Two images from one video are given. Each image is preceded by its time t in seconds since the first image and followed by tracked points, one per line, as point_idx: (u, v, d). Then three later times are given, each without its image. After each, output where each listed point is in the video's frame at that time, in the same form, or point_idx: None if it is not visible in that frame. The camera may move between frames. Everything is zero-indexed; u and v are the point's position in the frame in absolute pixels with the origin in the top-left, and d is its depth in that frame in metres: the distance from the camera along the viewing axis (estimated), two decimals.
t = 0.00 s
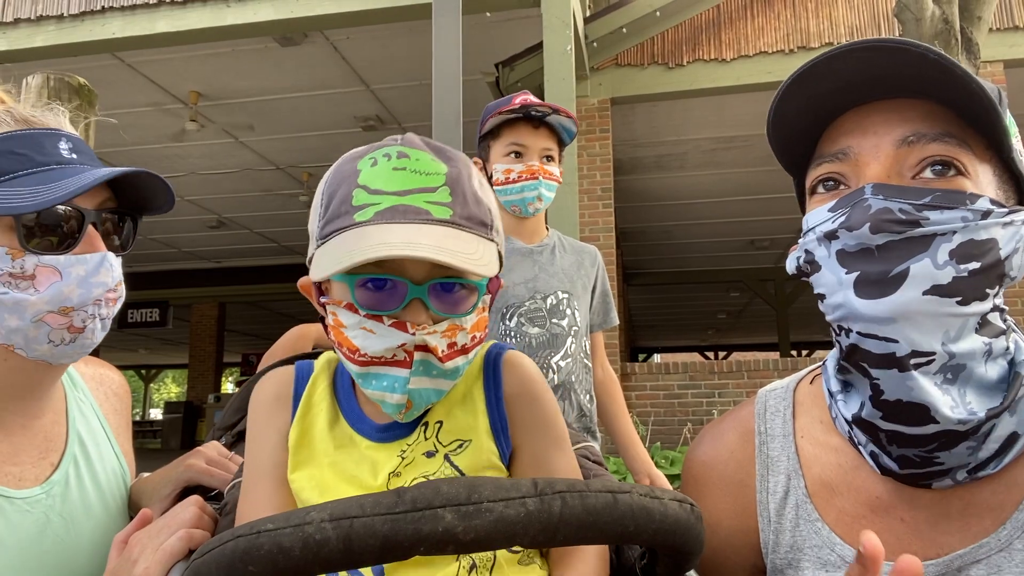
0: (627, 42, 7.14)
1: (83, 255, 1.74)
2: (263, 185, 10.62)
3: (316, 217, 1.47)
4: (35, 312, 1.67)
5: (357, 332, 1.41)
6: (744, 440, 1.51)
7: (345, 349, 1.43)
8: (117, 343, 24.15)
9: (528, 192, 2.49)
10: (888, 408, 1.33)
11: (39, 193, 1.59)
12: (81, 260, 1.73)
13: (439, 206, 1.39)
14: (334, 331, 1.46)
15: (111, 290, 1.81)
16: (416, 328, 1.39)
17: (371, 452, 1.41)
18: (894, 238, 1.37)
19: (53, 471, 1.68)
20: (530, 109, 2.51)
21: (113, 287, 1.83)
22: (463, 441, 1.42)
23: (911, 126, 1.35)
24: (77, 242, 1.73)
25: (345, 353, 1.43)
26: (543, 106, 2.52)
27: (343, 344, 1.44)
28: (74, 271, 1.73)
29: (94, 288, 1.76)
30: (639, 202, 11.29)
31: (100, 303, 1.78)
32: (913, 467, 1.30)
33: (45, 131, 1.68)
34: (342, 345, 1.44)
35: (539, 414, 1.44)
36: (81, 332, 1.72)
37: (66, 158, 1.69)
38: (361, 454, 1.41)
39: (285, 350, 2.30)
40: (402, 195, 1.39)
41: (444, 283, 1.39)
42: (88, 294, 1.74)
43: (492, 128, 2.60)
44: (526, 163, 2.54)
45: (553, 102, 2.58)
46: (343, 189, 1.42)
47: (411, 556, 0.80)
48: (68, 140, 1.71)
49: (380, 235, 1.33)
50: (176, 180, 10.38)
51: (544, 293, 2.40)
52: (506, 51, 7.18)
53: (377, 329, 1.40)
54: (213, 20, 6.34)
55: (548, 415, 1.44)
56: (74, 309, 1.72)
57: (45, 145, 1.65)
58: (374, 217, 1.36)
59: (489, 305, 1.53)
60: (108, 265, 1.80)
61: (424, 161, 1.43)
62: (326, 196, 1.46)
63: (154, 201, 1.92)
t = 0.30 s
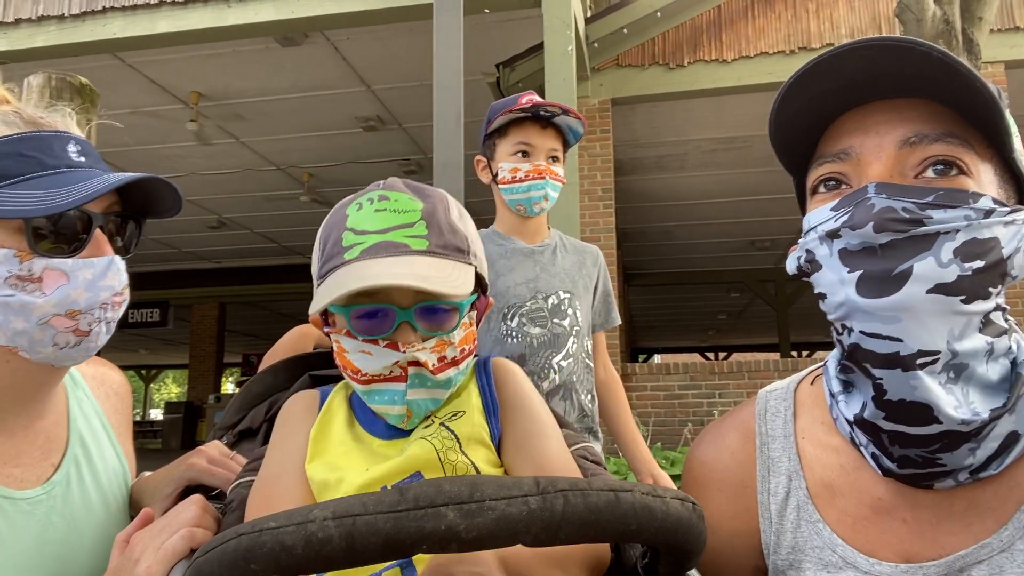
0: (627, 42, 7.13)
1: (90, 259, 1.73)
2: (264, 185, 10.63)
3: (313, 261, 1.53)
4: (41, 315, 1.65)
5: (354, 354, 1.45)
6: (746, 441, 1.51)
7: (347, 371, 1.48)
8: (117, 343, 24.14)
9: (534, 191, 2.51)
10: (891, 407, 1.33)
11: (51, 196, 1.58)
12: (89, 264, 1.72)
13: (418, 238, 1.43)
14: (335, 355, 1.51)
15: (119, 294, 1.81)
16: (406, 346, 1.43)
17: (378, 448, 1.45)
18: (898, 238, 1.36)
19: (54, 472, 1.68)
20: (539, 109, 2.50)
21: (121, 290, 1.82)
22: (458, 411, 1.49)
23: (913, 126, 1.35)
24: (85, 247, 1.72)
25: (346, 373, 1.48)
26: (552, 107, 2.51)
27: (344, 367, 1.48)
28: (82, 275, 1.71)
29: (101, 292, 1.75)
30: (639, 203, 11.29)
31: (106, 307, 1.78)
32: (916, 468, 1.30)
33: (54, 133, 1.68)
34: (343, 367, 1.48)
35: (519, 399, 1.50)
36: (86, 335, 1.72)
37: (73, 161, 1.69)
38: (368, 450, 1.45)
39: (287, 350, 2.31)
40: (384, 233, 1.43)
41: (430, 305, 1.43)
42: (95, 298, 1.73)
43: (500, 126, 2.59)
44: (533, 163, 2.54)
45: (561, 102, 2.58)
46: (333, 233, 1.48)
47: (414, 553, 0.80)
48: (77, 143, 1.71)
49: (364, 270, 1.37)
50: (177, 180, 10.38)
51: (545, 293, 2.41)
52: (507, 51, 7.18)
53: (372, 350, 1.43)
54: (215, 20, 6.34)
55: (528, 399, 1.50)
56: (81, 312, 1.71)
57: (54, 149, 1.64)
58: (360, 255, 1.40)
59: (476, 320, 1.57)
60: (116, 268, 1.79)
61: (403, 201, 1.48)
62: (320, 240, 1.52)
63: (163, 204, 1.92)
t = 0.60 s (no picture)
0: (627, 42, 7.12)
1: (90, 268, 1.73)
2: (264, 185, 10.63)
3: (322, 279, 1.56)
4: (39, 323, 1.66)
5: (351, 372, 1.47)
6: (745, 441, 1.51)
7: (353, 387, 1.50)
8: (117, 342, 24.13)
9: (536, 192, 2.50)
10: (887, 412, 1.33)
11: (53, 206, 1.58)
12: (89, 274, 1.72)
13: (391, 255, 1.40)
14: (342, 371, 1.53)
15: (117, 303, 1.80)
16: (391, 363, 1.44)
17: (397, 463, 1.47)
18: (890, 241, 1.37)
19: (51, 473, 1.68)
20: (541, 109, 2.51)
21: (119, 300, 1.82)
22: (478, 432, 1.47)
23: (907, 129, 1.35)
24: (85, 255, 1.72)
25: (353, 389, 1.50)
26: (556, 108, 2.53)
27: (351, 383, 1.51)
28: (81, 284, 1.71)
29: (100, 301, 1.75)
30: (639, 203, 11.29)
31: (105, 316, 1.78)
32: (915, 471, 1.30)
33: (61, 139, 1.67)
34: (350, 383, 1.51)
35: (544, 412, 1.42)
36: (83, 344, 1.72)
37: (78, 169, 1.68)
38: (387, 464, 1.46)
39: (286, 350, 2.31)
40: (362, 253, 1.42)
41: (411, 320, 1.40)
42: (95, 308, 1.73)
43: (501, 125, 2.58)
44: (534, 163, 2.54)
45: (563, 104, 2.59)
46: (326, 255, 1.49)
47: (412, 555, 0.80)
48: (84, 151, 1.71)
49: (337, 296, 1.38)
50: (177, 180, 10.39)
51: (543, 293, 2.40)
52: (506, 51, 7.18)
53: (365, 367, 1.45)
54: (215, 19, 6.34)
55: (555, 411, 1.41)
56: (79, 321, 1.71)
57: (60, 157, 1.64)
58: (340, 279, 1.41)
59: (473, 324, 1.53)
60: (116, 277, 1.79)
61: (379, 217, 1.45)
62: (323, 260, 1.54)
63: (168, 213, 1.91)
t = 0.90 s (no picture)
0: (627, 41, 7.11)
1: (85, 274, 1.73)
2: (263, 184, 10.62)
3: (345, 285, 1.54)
4: (31, 329, 1.65)
5: (383, 376, 1.44)
6: (743, 439, 1.52)
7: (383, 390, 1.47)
8: (116, 341, 24.11)
9: (535, 192, 2.50)
10: (889, 408, 1.33)
11: (48, 211, 1.57)
12: (83, 279, 1.72)
13: (421, 262, 1.38)
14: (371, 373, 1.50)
15: (110, 309, 1.80)
16: (424, 366, 1.40)
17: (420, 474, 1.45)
18: (895, 240, 1.37)
19: (46, 473, 1.68)
20: (542, 109, 2.52)
21: (113, 306, 1.82)
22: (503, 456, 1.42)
23: (910, 129, 1.35)
24: (82, 260, 1.72)
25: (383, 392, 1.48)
26: (557, 108, 2.54)
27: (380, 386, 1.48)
28: (74, 289, 1.71)
29: (93, 308, 1.75)
30: (639, 201, 11.29)
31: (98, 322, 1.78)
32: (913, 467, 1.32)
33: (61, 142, 1.68)
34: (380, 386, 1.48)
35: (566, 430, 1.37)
36: (74, 350, 1.72)
37: (77, 174, 1.68)
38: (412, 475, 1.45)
39: (284, 348, 2.31)
40: (390, 260, 1.40)
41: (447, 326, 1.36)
42: (87, 314, 1.73)
43: (503, 125, 2.59)
44: (535, 163, 2.54)
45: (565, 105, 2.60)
46: (350, 263, 1.47)
47: (408, 553, 0.80)
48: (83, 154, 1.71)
49: (369, 306, 1.35)
50: (176, 178, 10.38)
51: (542, 293, 2.41)
52: (505, 50, 7.18)
53: (397, 372, 1.42)
54: (214, 18, 6.33)
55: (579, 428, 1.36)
56: (71, 327, 1.71)
57: (58, 160, 1.64)
58: (370, 288, 1.39)
59: (507, 325, 1.49)
60: (110, 284, 1.79)
61: (406, 222, 1.42)
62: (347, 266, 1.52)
63: (165, 219, 1.91)
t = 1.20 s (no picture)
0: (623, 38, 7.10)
1: (79, 275, 1.71)
2: (258, 181, 10.58)
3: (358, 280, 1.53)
4: (25, 330, 1.64)
5: (398, 373, 1.42)
6: (741, 439, 1.51)
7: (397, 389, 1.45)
8: (110, 339, 24.04)
9: (535, 190, 2.50)
10: (895, 408, 1.31)
11: (43, 211, 1.56)
12: (78, 280, 1.71)
13: (446, 262, 1.38)
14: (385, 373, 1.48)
15: (105, 312, 1.79)
16: (444, 366, 1.39)
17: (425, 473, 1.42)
18: (913, 241, 1.35)
19: (40, 475, 1.67)
20: (545, 107, 2.52)
21: (108, 308, 1.80)
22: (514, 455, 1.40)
23: (927, 128, 1.35)
24: (76, 260, 1.70)
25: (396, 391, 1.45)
26: (558, 107, 2.54)
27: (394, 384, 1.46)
28: (69, 290, 1.70)
29: (87, 309, 1.73)
30: (635, 199, 11.29)
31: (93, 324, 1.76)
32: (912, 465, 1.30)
33: (57, 141, 1.66)
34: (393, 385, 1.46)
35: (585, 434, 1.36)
36: (69, 352, 1.70)
37: (72, 173, 1.67)
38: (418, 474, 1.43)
39: (280, 347, 2.30)
40: (413, 259, 1.39)
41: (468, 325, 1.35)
42: (81, 316, 1.72)
43: (504, 122, 2.58)
44: (535, 162, 2.54)
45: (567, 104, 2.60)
46: (369, 258, 1.46)
47: (406, 554, 0.79)
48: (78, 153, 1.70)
49: (394, 305, 1.35)
50: (171, 176, 10.35)
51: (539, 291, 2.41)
52: (501, 47, 7.16)
53: (414, 369, 1.40)
54: (208, 16, 6.29)
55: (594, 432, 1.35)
56: (66, 328, 1.69)
57: (52, 159, 1.63)
58: (393, 286, 1.38)
59: (525, 330, 1.49)
60: (105, 286, 1.77)
61: (431, 220, 1.41)
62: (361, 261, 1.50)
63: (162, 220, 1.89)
